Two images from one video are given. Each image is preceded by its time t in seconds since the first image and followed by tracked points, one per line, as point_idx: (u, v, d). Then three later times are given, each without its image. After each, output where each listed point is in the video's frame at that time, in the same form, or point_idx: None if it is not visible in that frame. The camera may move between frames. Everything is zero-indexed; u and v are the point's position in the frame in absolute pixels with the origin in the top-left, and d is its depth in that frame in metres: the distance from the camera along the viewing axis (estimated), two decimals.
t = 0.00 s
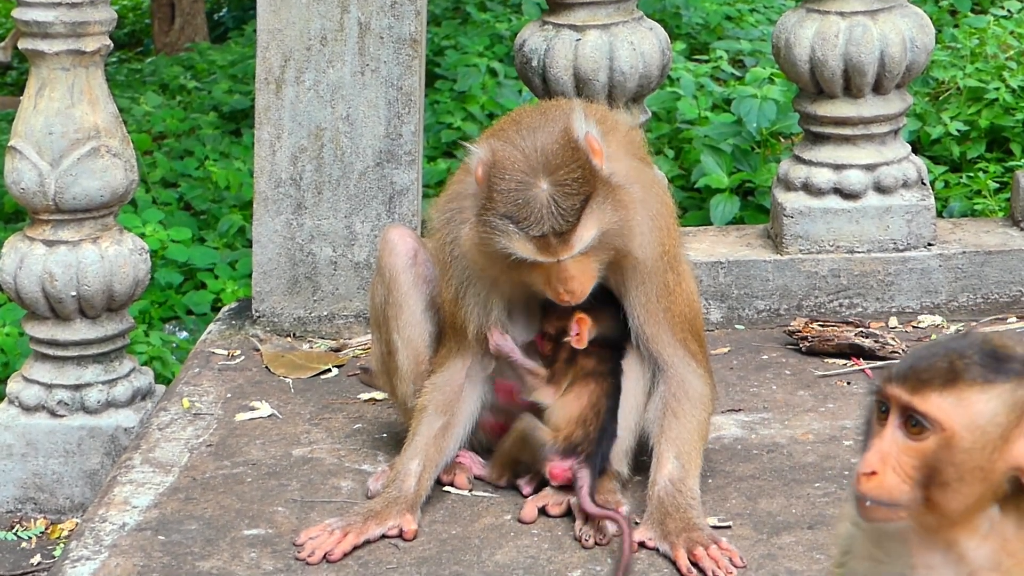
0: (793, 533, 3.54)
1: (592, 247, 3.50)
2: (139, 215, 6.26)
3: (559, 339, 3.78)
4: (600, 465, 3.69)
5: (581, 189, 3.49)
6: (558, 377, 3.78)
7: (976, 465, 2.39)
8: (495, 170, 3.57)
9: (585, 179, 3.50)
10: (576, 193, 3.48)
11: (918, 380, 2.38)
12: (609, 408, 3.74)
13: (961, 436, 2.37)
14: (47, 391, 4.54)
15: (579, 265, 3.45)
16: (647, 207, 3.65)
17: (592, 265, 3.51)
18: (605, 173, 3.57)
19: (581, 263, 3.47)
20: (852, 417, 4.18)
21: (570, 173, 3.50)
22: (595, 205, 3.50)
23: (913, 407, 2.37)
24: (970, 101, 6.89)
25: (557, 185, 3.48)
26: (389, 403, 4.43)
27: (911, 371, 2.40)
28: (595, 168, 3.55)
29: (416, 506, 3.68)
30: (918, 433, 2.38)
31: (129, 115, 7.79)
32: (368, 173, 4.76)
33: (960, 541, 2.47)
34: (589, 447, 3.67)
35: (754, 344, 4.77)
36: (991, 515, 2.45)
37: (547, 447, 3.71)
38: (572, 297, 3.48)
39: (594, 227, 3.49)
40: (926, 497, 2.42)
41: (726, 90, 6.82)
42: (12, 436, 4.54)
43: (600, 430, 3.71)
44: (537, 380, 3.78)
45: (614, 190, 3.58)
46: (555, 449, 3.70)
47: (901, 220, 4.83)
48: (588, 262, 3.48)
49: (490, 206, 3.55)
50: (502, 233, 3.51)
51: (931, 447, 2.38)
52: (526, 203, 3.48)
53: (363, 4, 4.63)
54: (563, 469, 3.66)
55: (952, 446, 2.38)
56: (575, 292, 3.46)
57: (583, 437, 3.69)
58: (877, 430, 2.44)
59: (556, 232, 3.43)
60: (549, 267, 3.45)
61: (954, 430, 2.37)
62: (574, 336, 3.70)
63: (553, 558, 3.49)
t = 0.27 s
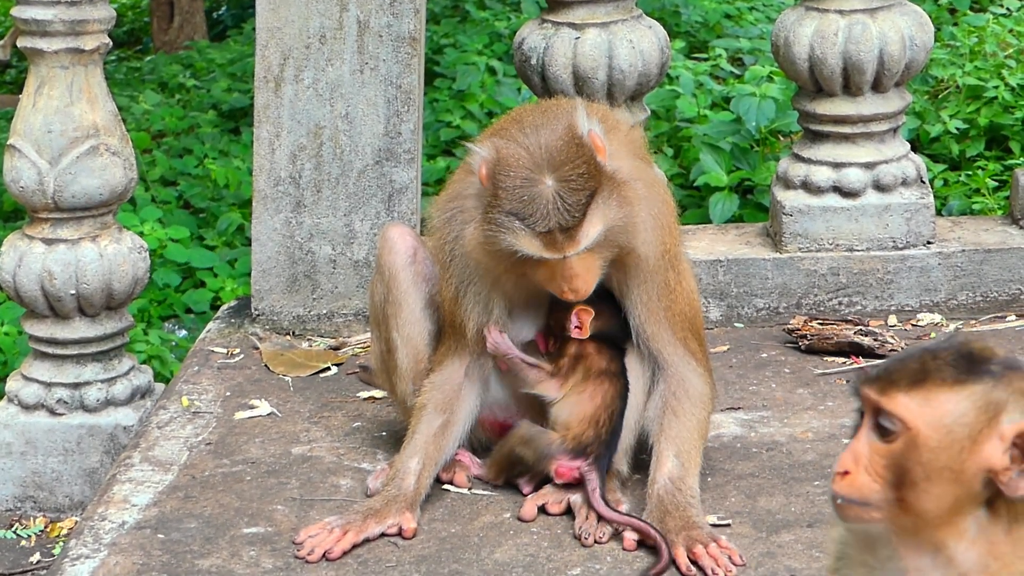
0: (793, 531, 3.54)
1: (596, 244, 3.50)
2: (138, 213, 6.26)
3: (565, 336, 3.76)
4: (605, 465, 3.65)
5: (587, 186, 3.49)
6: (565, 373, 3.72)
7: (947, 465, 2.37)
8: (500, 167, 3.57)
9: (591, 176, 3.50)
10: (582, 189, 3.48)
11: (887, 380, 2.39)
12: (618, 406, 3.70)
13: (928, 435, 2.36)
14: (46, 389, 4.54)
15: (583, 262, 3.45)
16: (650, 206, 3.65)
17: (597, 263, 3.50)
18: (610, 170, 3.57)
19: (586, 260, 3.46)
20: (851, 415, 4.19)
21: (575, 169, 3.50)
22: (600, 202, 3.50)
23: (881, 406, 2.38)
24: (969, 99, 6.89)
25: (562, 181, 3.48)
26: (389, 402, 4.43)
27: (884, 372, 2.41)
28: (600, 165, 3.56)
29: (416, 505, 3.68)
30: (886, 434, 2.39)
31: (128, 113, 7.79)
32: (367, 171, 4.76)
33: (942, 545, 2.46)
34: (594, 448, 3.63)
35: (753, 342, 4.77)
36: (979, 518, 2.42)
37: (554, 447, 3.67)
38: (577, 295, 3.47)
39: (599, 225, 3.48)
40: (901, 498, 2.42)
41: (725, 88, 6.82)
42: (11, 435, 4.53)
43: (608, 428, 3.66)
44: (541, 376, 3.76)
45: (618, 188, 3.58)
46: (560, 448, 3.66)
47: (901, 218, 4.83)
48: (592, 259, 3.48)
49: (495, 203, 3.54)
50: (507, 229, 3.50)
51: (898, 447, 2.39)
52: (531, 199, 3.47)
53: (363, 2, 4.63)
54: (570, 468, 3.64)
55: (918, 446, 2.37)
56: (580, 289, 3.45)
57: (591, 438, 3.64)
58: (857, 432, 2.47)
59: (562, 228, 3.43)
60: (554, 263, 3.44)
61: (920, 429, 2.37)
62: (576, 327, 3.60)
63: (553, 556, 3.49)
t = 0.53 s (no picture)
0: (794, 529, 3.54)
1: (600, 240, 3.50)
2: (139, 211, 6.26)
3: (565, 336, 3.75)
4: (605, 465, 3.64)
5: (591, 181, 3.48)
6: (564, 371, 3.74)
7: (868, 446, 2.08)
8: (504, 162, 3.56)
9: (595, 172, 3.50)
10: (586, 184, 3.47)
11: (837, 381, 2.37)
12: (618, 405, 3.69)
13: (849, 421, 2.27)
14: (47, 387, 4.54)
15: (587, 258, 3.45)
16: (652, 204, 3.66)
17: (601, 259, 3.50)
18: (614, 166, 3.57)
19: (590, 256, 3.46)
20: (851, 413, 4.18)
21: (580, 163, 3.50)
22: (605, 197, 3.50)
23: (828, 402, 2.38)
24: (970, 97, 6.88)
25: (567, 175, 3.47)
26: (390, 400, 4.43)
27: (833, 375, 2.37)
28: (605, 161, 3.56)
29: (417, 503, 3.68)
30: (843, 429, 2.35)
31: (129, 111, 7.79)
32: (368, 169, 4.76)
33: (890, 539, 2.10)
34: (593, 448, 3.61)
35: (754, 340, 4.77)
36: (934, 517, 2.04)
37: (553, 446, 3.66)
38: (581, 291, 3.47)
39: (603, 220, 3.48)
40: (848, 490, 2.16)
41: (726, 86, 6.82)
42: (12, 433, 4.54)
43: (606, 429, 3.65)
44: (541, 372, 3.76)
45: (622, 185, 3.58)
46: (560, 447, 3.65)
47: (901, 216, 4.83)
48: (596, 255, 3.48)
49: (500, 198, 3.54)
50: (512, 224, 3.49)
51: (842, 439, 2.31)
52: (536, 194, 3.47)
53: None
54: (568, 467, 3.63)
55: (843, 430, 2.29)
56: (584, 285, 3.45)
57: (591, 438, 3.62)
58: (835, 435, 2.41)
59: (567, 223, 3.42)
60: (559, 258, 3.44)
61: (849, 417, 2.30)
62: (580, 322, 3.61)
63: (554, 554, 3.49)
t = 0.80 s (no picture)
0: (796, 527, 3.54)
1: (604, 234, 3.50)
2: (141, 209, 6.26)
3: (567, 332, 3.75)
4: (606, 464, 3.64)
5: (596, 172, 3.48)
6: (565, 369, 3.72)
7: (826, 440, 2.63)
8: (508, 154, 3.56)
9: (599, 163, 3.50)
10: (591, 175, 3.47)
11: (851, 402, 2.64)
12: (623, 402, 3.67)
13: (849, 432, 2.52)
14: (48, 386, 4.54)
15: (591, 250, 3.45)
16: (654, 200, 3.66)
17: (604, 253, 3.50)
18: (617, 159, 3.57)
19: (594, 249, 3.46)
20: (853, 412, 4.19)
21: (584, 155, 3.50)
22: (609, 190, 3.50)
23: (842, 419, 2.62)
24: (972, 95, 6.88)
25: (572, 166, 3.47)
26: (391, 398, 4.43)
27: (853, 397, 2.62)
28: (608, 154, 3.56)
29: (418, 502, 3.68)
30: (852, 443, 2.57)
31: (130, 109, 7.79)
32: (370, 168, 4.76)
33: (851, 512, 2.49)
34: (595, 447, 3.61)
35: (755, 339, 4.77)
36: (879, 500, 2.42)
37: (556, 444, 3.65)
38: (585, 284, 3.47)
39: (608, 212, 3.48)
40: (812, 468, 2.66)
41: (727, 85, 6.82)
42: (13, 431, 4.54)
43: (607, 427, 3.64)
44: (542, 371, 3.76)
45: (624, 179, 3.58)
46: (562, 446, 3.64)
47: (903, 214, 4.83)
48: (600, 248, 3.48)
49: (504, 190, 3.53)
50: (516, 216, 3.49)
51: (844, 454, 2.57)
52: (541, 185, 3.47)
53: None
54: (569, 467, 3.63)
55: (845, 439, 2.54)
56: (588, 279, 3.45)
57: (592, 437, 3.61)
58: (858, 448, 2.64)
59: (572, 214, 3.42)
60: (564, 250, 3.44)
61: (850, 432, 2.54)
62: (588, 316, 3.61)
63: (556, 553, 3.50)
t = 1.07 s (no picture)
0: (798, 526, 3.54)
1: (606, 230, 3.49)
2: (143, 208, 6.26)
3: (568, 331, 3.75)
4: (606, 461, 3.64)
5: (598, 168, 3.48)
6: (565, 369, 3.73)
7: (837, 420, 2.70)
8: (510, 151, 3.56)
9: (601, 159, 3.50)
10: (593, 171, 3.47)
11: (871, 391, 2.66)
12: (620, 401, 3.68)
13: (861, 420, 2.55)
14: (51, 384, 4.54)
15: (593, 246, 3.44)
16: (654, 198, 3.66)
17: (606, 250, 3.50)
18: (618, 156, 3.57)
19: (596, 245, 3.45)
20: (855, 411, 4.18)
21: (586, 151, 3.50)
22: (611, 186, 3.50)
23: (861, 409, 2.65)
24: (974, 94, 6.88)
25: (574, 163, 3.47)
26: (394, 397, 4.43)
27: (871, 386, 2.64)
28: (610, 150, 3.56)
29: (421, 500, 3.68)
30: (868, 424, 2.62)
31: (133, 108, 7.79)
32: (373, 166, 4.76)
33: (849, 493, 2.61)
34: (594, 447, 3.62)
35: (758, 337, 4.77)
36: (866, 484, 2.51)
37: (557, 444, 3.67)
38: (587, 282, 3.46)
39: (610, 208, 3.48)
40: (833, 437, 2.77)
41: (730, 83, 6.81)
42: (16, 430, 4.54)
43: (607, 427, 3.65)
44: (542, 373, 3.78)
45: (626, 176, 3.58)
46: (562, 445, 3.66)
47: (906, 213, 4.83)
48: (602, 245, 3.47)
49: (506, 187, 3.53)
50: (518, 212, 3.49)
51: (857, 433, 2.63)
52: (543, 181, 3.47)
53: None
54: (570, 466, 3.64)
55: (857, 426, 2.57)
56: (590, 276, 3.44)
57: (590, 436, 3.63)
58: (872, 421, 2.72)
59: (574, 209, 3.42)
60: (566, 246, 3.43)
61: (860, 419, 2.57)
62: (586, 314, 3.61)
63: (559, 551, 3.50)
